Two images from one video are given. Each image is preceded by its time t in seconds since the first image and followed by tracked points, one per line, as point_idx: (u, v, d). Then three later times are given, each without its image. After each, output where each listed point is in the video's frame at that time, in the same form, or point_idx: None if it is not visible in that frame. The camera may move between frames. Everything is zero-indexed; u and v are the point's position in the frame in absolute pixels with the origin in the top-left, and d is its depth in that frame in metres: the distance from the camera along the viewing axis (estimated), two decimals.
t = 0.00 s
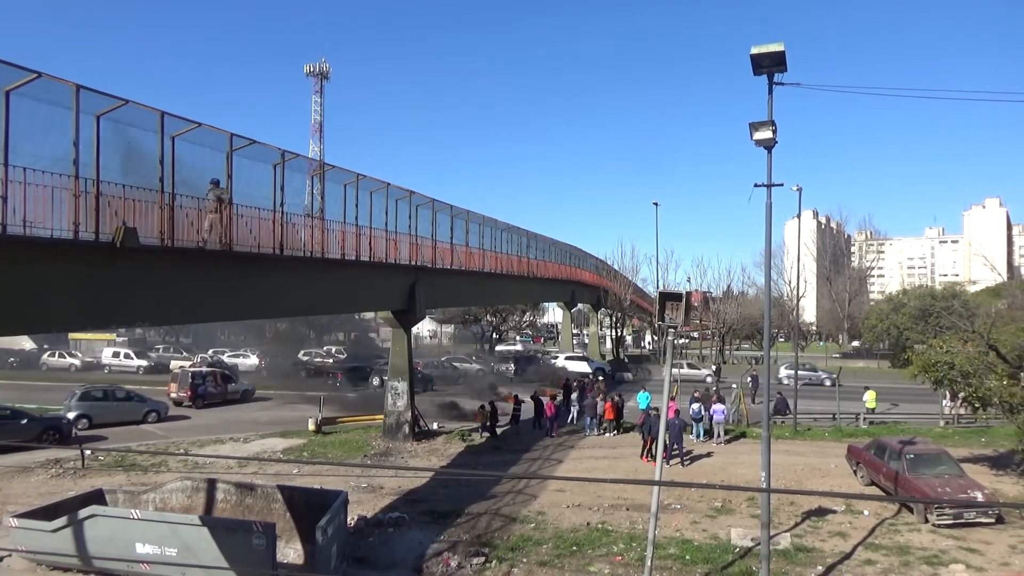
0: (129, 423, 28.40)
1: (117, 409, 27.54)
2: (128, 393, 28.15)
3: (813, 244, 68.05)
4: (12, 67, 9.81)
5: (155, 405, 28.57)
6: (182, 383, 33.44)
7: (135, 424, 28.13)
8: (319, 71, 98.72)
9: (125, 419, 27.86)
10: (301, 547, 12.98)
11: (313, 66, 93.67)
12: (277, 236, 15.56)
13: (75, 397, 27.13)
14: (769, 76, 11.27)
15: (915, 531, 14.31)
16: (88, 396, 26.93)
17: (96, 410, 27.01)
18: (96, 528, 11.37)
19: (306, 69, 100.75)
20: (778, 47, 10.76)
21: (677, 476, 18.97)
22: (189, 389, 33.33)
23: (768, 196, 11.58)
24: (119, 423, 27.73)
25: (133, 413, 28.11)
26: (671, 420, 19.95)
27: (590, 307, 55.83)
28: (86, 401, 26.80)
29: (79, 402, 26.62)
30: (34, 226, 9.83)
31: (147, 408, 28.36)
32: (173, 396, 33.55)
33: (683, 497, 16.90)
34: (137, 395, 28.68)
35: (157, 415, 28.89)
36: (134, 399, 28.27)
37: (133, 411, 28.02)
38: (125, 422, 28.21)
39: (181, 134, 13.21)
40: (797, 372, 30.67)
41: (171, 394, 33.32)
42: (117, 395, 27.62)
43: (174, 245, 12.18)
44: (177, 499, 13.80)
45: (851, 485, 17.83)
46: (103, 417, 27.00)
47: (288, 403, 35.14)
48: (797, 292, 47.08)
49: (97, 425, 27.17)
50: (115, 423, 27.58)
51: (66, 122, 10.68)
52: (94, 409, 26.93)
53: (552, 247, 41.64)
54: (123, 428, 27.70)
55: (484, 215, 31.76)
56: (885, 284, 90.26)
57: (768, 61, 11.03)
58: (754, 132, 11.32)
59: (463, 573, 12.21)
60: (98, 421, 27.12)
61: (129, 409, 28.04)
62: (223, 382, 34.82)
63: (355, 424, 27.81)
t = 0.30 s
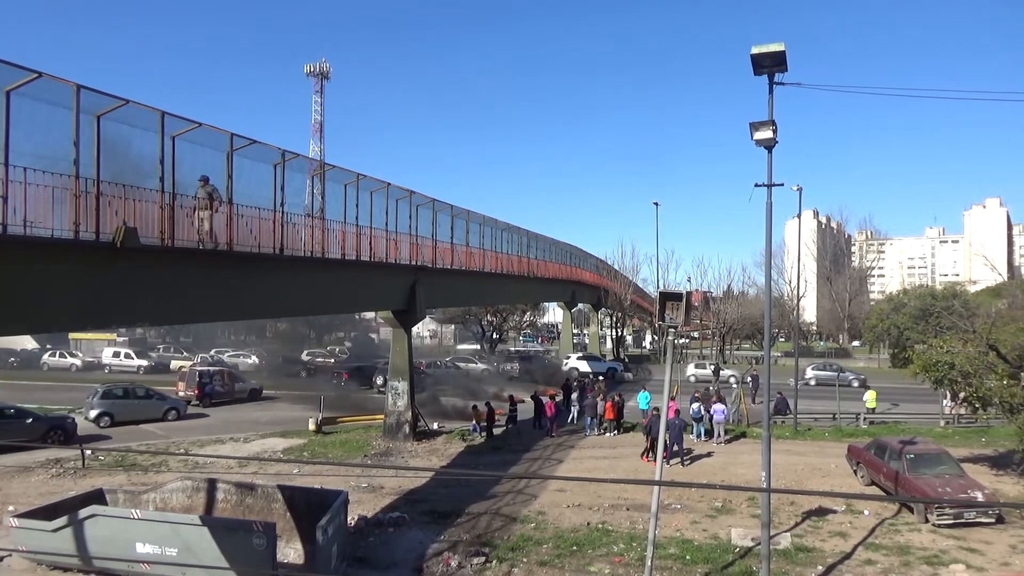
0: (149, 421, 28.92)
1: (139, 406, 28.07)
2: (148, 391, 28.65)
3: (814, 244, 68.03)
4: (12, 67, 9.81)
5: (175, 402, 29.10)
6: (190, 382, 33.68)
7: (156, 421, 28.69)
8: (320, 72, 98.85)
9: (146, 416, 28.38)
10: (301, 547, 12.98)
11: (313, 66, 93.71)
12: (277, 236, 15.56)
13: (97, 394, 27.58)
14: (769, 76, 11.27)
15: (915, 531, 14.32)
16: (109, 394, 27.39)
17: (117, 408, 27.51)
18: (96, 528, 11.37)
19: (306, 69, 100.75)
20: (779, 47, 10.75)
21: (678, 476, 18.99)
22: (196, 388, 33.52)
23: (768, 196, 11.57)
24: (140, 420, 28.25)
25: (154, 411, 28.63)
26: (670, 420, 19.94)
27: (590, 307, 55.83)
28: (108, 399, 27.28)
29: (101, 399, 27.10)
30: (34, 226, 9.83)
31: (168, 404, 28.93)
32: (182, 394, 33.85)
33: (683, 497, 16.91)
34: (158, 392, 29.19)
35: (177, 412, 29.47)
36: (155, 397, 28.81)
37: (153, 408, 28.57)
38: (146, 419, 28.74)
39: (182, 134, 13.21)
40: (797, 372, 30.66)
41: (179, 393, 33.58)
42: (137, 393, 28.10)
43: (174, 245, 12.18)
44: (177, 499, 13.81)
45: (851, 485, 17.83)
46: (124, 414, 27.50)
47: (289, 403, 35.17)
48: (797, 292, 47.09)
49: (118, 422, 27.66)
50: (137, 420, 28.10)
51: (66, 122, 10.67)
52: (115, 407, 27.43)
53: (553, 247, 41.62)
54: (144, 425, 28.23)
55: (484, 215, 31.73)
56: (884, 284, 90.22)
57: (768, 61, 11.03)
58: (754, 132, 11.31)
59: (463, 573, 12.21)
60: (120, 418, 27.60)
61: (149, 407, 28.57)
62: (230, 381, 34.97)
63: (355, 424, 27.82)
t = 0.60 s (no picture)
0: (163, 419, 29.40)
1: (152, 405, 28.53)
2: (162, 390, 29.15)
3: (809, 244, 68.11)
4: (6, 66, 9.76)
5: (188, 401, 29.54)
6: (191, 381, 33.91)
7: (170, 419, 29.20)
8: (315, 71, 98.64)
9: (160, 414, 28.85)
10: (296, 548, 12.96)
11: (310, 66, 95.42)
12: (272, 236, 15.54)
13: (112, 393, 28.05)
14: (764, 76, 11.29)
15: (909, 529, 14.35)
16: (124, 393, 27.87)
17: (132, 406, 28.01)
18: (91, 528, 11.33)
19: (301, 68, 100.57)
20: (774, 46, 10.77)
21: (673, 476, 19.03)
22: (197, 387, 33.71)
23: (764, 195, 11.59)
24: (155, 418, 28.75)
25: (168, 409, 29.14)
26: (666, 420, 19.99)
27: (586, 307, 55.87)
28: (123, 397, 27.78)
29: (116, 398, 27.59)
30: (28, 225, 9.79)
31: (181, 404, 29.39)
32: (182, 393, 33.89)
33: (678, 496, 16.92)
34: (172, 391, 29.69)
35: (190, 411, 29.91)
36: (169, 396, 29.31)
37: (167, 406, 29.03)
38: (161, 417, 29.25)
39: (176, 133, 13.17)
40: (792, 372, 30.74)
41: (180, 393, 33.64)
42: (152, 392, 28.59)
43: (168, 245, 12.15)
44: (172, 499, 13.80)
45: (846, 484, 17.87)
46: (139, 412, 27.99)
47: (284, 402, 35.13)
48: (792, 292, 47.19)
49: (132, 420, 28.10)
50: (152, 418, 28.61)
51: (60, 121, 10.63)
52: (131, 405, 27.93)
53: (548, 246, 41.65)
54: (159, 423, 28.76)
55: (480, 215, 31.69)
56: (879, 284, 90.53)
57: (763, 61, 11.05)
58: (750, 132, 11.35)
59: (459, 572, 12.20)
60: (135, 416, 28.04)
61: (164, 405, 29.08)
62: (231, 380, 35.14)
63: (350, 424, 27.78)
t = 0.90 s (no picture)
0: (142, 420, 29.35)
1: (131, 405, 28.52)
2: (140, 390, 29.15)
3: (773, 245, 69.13)
4: None
5: (166, 402, 29.55)
6: (158, 381, 34.41)
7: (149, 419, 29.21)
8: (281, 68, 97.61)
9: (139, 414, 28.86)
10: (260, 551, 12.84)
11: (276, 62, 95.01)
12: (236, 234, 15.32)
13: (89, 394, 27.97)
14: (730, 79, 11.43)
15: (869, 525, 14.65)
16: (102, 393, 27.84)
17: (110, 406, 27.99)
18: (47, 533, 11.03)
19: (267, 64, 99.41)
20: (740, 50, 10.91)
21: (639, 475, 19.19)
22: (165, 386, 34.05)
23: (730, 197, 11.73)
24: (133, 418, 28.75)
25: (147, 409, 29.14)
26: (632, 420, 20.15)
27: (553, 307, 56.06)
28: (101, 397, 27.74)
29: (94, 398, 27.57)
30: None
31: (160, 404, 29.39)
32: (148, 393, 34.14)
33: (644, 495, 17.05)
34: (150, 392, 29.66)
35: (169, 412, 29.87)
36: (147, 396, 29.29)
37: (145, 407, 29.00)
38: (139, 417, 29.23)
39: (139, 129, 12.94)
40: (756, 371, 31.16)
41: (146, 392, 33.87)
42: (129, 392, 28.59)
43: (129, 243, 11.91)
44: (132, 503, 13.55)
45: (808, 481, 18.17)
46: (117, 412, 28.00)
47: (248, 403, 34.71)
48: (756, 292, 47.86)
49: (110, 420, 28.08)
50: (131, 418, 28.64)
51: (17, 115, 10.37)
52: (109, 405, 27.93)
53: (517, 247, 41.70)
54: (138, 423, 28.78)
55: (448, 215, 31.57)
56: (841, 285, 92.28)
57: (729, 64, 11.18)
58: (716, 134, 11.47)
59: (426, 573, 12.15)
60: (113, 417, 28.05)
61: (142, 405, 29.09)
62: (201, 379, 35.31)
63: (316, 425, 27.50)
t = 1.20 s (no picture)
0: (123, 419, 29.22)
1: (112, 406, 28.37)
2: (121, 390, 28.94)
3: (740, 246, 70.01)
4: None
5: (148, 402, 29.37)
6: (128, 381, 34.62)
7: (131, 419, 29.01)
8: (249, 66, 96.46)
9: (120, 415, 28.70)
10: (226, 554, 12.66)
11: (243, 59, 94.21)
12: (202, 233, 15.10)
13: (70, 394, 27.86)
14: (699, 82, 11.54)
15: (833, 522, 14.89)
16: (83, 394, 27.70)
17: (91, 406, 27.88)
18: (4, 539, 10.76)
19: (234, 60, 98.09)
20: (709, 53, 11.02)
21: (609, 474, 19.27)
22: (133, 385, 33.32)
23: (698, 199, 11.84)
24: (114, 418, 28.62)
25: (128, 409, 28.94)
26: (602, 419, 20.24)
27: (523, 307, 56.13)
28: (81, 398, 27.59)
29: (74, 399, 27.40)
30: None
31: (141, 405, 29.16)
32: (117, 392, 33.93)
33: (613, 494, 17.15)
34: (131, 391, 29.47)
35: (151, 412, 29.67)
36: (128, 396, 29.12)
37: (126, 407, 28.81)
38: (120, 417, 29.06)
39: (102, 126, 12.70)
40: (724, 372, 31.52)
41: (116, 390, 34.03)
42: (110, 392, 28.38)
43: (91, 242, 11.67)
44: (94, 507, 13.32)
45: (774, 480, 18.42)
46: (98, 413, 27.90)
47: (215, 405, 34.26)
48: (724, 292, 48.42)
49: (90, 420, 27.99)
50: (112, 419, 28.45)
51: None
52: (90, 405, 27.81)
53: (487, 247, 41.65)
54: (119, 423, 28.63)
55: (419, 214, 31.38)
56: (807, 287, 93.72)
57: (698, 67, 11.29)
58: (685, 136, 11.58)
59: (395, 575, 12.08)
60: (93, 417, 27.95)
61: (124, 405, 28.91)
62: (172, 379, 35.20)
63: (284, 427, 27.17)
